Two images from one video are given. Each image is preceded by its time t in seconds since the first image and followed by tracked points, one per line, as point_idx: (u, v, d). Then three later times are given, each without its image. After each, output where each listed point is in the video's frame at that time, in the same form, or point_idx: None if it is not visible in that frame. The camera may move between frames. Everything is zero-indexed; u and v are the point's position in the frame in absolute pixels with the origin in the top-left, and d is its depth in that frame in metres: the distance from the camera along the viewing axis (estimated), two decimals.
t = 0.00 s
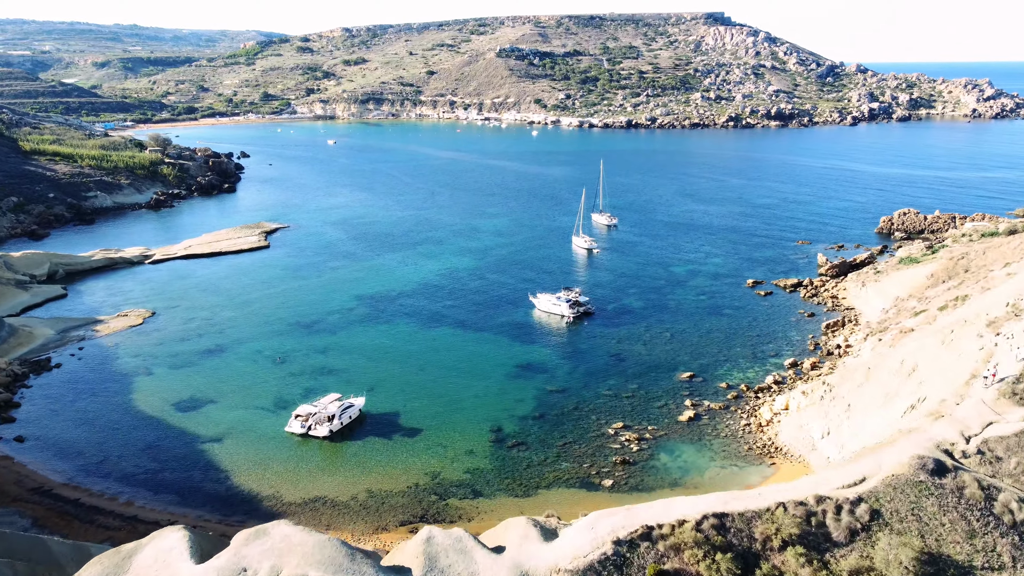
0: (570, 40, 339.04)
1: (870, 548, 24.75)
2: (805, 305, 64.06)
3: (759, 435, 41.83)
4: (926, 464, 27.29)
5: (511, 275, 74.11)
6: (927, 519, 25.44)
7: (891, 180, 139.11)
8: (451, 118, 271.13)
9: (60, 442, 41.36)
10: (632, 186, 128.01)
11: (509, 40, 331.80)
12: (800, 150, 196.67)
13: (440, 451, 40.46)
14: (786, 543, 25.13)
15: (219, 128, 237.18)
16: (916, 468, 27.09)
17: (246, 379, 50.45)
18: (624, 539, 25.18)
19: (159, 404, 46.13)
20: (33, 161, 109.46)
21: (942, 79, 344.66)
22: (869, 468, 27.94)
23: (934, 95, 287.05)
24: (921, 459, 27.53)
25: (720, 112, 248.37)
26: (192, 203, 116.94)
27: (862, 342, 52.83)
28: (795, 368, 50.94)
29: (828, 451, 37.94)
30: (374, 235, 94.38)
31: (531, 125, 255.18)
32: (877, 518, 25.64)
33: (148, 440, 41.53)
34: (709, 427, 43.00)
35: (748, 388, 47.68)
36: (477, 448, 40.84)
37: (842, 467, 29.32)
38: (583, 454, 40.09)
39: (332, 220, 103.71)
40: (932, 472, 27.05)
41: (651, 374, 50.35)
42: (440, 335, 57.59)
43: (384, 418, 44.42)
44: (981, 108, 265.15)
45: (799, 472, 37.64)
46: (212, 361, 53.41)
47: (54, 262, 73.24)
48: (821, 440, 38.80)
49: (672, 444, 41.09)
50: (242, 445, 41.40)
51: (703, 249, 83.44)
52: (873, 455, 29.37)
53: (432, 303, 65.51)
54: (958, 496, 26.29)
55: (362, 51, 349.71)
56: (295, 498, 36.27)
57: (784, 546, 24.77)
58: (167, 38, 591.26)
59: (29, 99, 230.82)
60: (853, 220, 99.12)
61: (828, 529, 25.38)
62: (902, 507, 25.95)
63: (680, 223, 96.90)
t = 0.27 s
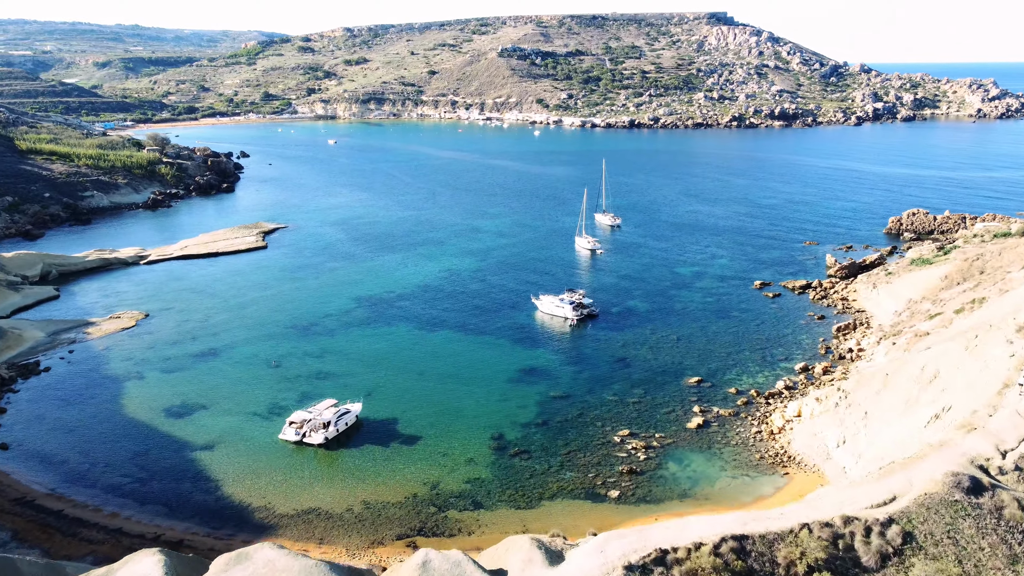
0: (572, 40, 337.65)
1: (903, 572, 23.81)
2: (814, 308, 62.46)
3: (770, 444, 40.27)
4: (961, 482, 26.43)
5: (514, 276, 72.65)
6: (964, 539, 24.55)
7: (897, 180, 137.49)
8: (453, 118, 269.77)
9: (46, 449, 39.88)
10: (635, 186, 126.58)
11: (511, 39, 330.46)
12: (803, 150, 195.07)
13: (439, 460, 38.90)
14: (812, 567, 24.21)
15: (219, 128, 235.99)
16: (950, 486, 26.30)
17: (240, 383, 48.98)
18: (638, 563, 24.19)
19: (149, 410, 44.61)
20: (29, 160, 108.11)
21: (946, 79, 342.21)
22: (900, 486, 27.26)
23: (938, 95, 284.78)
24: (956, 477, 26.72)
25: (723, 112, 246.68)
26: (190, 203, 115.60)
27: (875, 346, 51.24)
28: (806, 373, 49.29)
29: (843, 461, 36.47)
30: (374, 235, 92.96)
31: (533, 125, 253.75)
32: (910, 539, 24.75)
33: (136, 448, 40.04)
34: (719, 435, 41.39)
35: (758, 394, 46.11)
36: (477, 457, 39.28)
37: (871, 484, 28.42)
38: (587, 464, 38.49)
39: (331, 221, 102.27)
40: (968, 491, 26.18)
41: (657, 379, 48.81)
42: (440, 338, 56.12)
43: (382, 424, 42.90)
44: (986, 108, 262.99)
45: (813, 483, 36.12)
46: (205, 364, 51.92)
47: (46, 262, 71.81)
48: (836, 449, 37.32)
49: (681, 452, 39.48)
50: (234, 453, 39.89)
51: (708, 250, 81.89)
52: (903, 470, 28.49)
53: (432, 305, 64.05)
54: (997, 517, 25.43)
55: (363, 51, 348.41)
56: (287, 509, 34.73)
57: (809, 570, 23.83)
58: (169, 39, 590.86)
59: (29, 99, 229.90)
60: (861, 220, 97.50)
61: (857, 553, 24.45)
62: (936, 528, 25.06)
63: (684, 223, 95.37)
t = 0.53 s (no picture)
0: (574, 40, 336.17)
1: None
2: (823, 310, 60.93)
3: (782, 452, 38.61)
4: (1000, 502, 25.84)
5: (515, 278, 71.15)
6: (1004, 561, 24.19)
7: (902, 180, 135.89)
8: (454, 118, 268.50)
9: (30, 457, 38.46)
10: (638, 186, 125.16)
11: (512, 39, 329.11)
12: (807, 150, 193.50)
13: (438, 469, 37.36)
14: None
15: (219, 128, 234.87)
16: (991, 508, 25.68)
17: (233, 388, 47.50)
18: None
19: (139, 416, 43.18)
20: (24, 159, 106.87)
21: (950, 79, 340.20)
22: (936, 506, 26.75)
23: (942, 95, 282.76)
24: (995, 496, 26.10)
25: (726, 112, 245.12)
26: (188, 203, 114.33)
27: (888, 350, 49.59)
28: (817, 377, 47.67)
29: (860, 471, 34.95)
30: (374, 235, 91.58)
31: (535, 125, 252.40)
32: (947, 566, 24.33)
33: (123, 456, 38.59)
34: (729, 443, 39.70)
35: (768, 400, 44.46)
36: (478, 466, 37.75)
37: (904, 504, 27.81)
38: (592, 474, 36.93)
39: (330, 221, 100.91)
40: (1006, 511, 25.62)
41: (663, 384, 47.31)
42: (440, 341, 54.65)
43: (379, 431, 41.40)
44: (991, 108, 260.96)
45: (829, 494, 34.50)
46: (197, 368, 50.46)
47: (39, 263, 70.48)
48: (852, 459, 35.76)
49: (690, 461, 37.91)
50: (225, 461, 38.42)
51: (713, 251, 80.41)
52: (938, 488, 27.80)
53: (432, 307, 62.62)
54: None
55: (364, 51, 347.14)
56: (279, 522, 33.19)
57: None
58: (170, 39, 590.49)
59: (29, 99, 228.98)
60: (868, 221, 95.94)
61: None
62: (974, 554, 24.59)
63: (688, 224, 93.90)
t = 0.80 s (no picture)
0: (575, 40, 334.68)
1: None
2: (833, 312, 59.35)
3: (795, 461, 37.03)
4: None
5: (517, 279, 69.58)
6: None
7: (908, 179, 134.21)
8: (455, 118, 267.14)
9: (12, 465, 37.04)
10: (641, 186, 123.67)
11: (513, 39, 327.72)
12: (810, 149, 191.91)
13: (437, 478, 35.86)
14: None
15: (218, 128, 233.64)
16: None
17: (226, 392, 46.00)
18: None
19: (127, 422, 41.74)
20: (19, 159, 105.53)
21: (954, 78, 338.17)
22: (978, 531, 25.53)
23: (946, 95, 280.78)
24: None
25: (728, 112, 243.50)
26: (186, 202, 113.01)
27: (902, 354, 48.01)
28: (829, 383, 46.11)
29: (878, 482, 33.48)
30: (373, 235, 90.14)
31: (536, 125, 251.05)
32: None
33: (109, 465, 37.10)
34: (740, 452, 38.18)
35: (779, 406, 42.92)
36: (478, 475, 36.25)
37: (943, 528, 26.59)
38: (598, 483, 35.42)
39: (329, 221, 99.48)
40: None
41: (670, 389, 45.78)
42: (440, 345, 53.10)
43: (375, 438, 39.90)
44: (996, 108, 258.98)
45: (845, 506, 32.95)
46: (189, 372, 48.95)
47: (30, 263, 69.07)
48: (869, 469, 34.28)
49: (699, 471, 36.38)
50: (215, 470, 36.92)
51: (719, 251, 78.85)
52: (978, 508, 26.46)
53: (431, 309, 61.14)
54: None
55: (365, 51, 345.84)
56: (269, 535, 31.70)
57: None
58: (171, 39, 589.73)
59: (27, 98, 227.90)
60: (875, 221, 94.32)
61: None
62: None
63: (692, 224, 92.35)
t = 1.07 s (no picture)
0: (577, 39, 333.15)
1: None
2: (843, 314, 57.80)
3: (809, 471, 35.46)
4: None
5: (518, 280, 68.08)
6: None
7: (914, 179, 132.58)
8: (456, 118, 265.72)
9: None
10: (644, 185, 122.16)
11: (515, 39, 326.30)
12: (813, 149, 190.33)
13: (434, 488, 34.31)
14: None
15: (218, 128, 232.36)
16: None
17: (217, 398, 44.53)
18: None
19: (114, 428, 40.24)
20: (13, 157, 104.09)
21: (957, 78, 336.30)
22: None
23: (950, 95, 278.88)
24: None
25: (731, 112, 241.88)
26: (183, 202, 111.62)
27: (917, 359, 46.41)
28: (842, 388, 44.53)
29: (897, 494, 31.87)
30: (372, 235, 88.64)
31: (537, 125, 249.64)
32: None
33: (94, 474, 35.62)
34: (751, 461, 36.60)
35: (791, 412, 41.34)
36: (478, 485, 34.70)
37: (975, 547, 24.59)
38: (603, 494, 33.85)
39: (327, 221, 98.01)
40: None
41: (677, 394, 44.22)
42: (439, 348, 51.59)
43: (371, 446, 38.37)
44: (1000, 108, 257.13)
45: (862, 518, 31.41)
46: (180, 377, 47.44)
47: (21, 264, 67.62)
48: (887, 480, 32.69)
49: (709, 481, 34.81)
50: (204, 480, 35.43)
51: (724, 252, 77.30)
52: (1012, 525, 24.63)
53: (431, 310, 59.63)
54: None
55: (365, 50, 344.54)
56: (258, 549, 30.19)
57: None
58: (172, 39, 588.78)
59: (26, 98, 226.68)
60: (883, 221, 92.71)
61: None
62: None
63: (697, 224, 90.80)
